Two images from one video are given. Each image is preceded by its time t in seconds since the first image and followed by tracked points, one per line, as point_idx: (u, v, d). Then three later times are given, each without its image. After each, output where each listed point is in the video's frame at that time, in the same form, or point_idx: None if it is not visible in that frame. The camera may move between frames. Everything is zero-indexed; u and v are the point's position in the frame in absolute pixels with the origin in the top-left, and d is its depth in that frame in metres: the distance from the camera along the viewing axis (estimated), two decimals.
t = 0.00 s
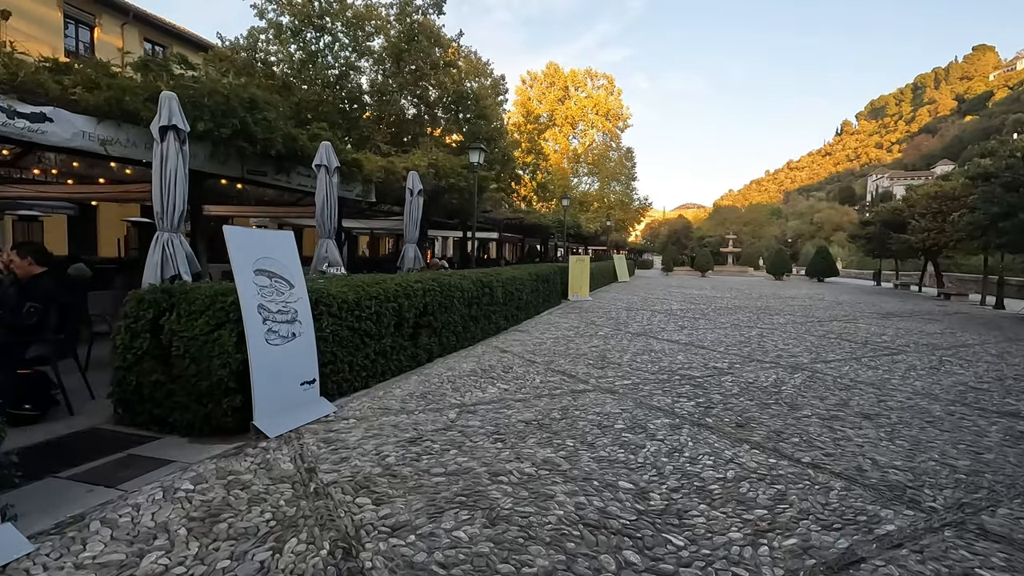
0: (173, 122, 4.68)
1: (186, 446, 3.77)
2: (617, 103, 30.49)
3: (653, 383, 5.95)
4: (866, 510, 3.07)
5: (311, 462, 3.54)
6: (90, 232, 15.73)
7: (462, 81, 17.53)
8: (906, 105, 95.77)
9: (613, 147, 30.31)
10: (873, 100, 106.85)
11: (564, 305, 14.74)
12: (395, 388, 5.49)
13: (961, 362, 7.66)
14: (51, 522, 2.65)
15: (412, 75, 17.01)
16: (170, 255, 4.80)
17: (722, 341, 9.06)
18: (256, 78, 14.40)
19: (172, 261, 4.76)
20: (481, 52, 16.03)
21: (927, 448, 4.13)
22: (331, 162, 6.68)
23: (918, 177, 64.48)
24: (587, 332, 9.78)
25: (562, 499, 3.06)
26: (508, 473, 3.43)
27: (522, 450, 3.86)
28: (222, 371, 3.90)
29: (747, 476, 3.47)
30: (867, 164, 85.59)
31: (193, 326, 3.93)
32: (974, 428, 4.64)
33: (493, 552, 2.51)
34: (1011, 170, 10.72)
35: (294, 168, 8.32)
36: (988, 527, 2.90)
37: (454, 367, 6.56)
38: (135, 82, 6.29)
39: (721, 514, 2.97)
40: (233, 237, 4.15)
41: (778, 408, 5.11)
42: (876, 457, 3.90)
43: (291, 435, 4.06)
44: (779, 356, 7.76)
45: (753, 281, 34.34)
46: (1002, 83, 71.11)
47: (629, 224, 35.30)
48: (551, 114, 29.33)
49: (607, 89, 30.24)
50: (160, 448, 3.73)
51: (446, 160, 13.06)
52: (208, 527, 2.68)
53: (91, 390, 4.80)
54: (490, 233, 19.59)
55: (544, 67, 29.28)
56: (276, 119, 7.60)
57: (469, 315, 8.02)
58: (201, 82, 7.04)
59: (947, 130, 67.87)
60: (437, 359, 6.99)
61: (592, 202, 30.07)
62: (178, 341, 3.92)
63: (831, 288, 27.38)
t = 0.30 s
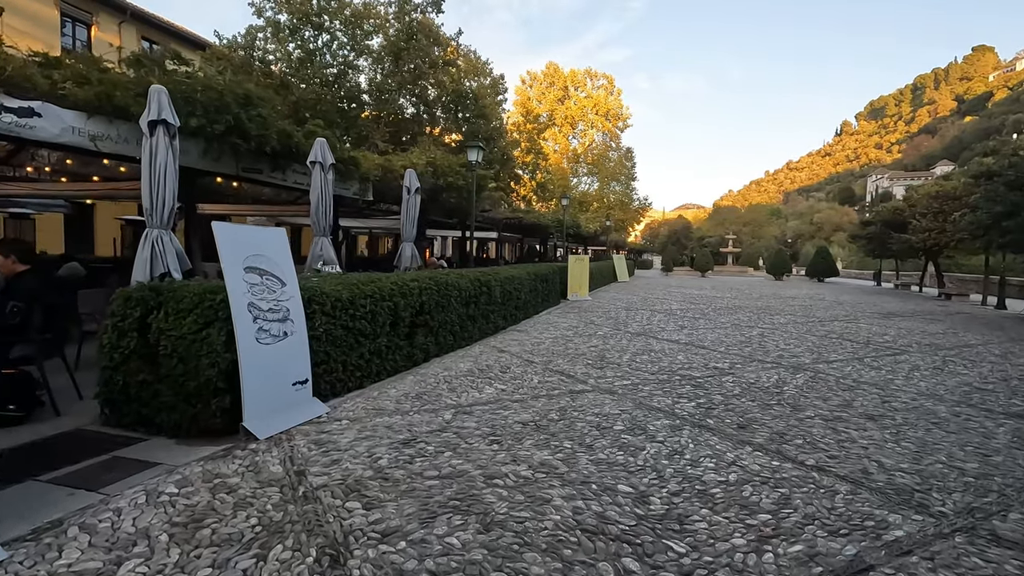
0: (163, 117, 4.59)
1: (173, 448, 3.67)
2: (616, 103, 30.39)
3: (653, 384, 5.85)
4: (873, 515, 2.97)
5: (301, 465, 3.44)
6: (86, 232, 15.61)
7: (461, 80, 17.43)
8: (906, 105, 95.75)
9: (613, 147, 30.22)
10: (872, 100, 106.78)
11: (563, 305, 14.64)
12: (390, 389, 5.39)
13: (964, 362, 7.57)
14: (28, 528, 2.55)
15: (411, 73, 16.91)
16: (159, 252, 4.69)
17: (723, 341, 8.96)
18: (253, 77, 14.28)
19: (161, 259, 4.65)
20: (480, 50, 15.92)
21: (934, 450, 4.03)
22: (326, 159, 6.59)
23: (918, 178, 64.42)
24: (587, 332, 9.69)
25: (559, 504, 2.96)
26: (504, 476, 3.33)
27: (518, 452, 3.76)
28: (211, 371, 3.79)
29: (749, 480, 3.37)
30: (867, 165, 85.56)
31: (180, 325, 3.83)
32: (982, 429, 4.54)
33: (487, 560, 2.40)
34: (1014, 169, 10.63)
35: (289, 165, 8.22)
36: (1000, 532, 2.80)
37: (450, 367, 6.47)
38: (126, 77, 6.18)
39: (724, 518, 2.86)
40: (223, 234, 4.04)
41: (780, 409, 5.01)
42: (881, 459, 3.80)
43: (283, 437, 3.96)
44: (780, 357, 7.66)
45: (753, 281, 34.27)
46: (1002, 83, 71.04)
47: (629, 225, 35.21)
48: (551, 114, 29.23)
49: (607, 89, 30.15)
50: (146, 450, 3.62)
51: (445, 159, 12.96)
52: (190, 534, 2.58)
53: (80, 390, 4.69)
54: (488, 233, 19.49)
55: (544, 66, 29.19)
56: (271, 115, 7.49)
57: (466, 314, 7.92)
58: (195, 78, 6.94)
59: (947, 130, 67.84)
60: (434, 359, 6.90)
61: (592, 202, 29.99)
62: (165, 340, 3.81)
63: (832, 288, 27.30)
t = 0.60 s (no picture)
0: (151, 115, 4.45)
1: (158, 459, 3.52)
2: (615, 105, 30.31)
3: (656, 389, 5.71)
4: (889, 528, 2.84)
5: (291, 476, 3.30)
6: (81, 234, 15.46)
7: (459, 81, 17.31)
8: (904, 107, 95.87)
9: (612, 149, 30.13)
10: (871, 102, 106.90)
11: (563, 307, 14.52)
12: (386, 395, 5.25)
13: (970, 365, 7.45)
14: None
15: (409, 74, 16.78)
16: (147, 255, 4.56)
17: (725, 344, 8.83)
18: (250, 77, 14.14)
19: (149, 261, 4.51)
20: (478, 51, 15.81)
21: (948, 459, 3.90)
22: (321, 159, 6.45)
23: (916, 179, 64.45)
24: (586, 335, 9.55)
25: (560, 518, 2.82)
26: (502, 488, 3.19)
27: (517, 461, 3.62)
28: (198, 379, 3.65)
29: (759, 491, 3.24)
30: (865, 166, 85.64)
31: (167, 330, 3.68)
32: (995, 436, 4.41)
33: None
34: (1017, 169, 10.54)
35: (285, 166, 8.09)
36: None
37: (448, 372, 6.33)
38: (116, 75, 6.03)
39: (733, 534, 2.73)
40: (212, 235, 3.89)
41: (786, 414, 4.88)
42: (894, 468, 3.67)
43: (273, 446, 3.82)
44: (784, 360, 7.52)
45: (752, 283, 34.20)
46: (1000, 84, 71.10)
47: (628, 227, 35.11)
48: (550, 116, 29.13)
49: (605, 90, 30.07)
50: (130, 461, 3.48)
51: (442, 160, 12.84)
52: (170, 553, 2.43)
53: (65, 397, 4.55)
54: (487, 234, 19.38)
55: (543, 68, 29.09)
56: (266, 115, 7.36)
57: (464, 317, 7.79)
58: (187, 76, 6.81)
59: (945, 132, 67.90)
60: (431, 363, 6.77)
61: (591, 204, 29.90)
62: (152, 346, 3.67)
63: (831, 289, 27.23)
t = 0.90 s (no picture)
0: (138, 117, 4.33)
1: (142, 474, 3.37)
2: (612, 109, 30.28)
3: (657, 397, 5.58)
4: (906, 548, 2.71)
5: (281, 492, 3.16)
6: (74, 238, 15.30)
7: (456, 84, 17.23)
8: (900, 111, 96.28)
9: (610, 153, 30.08)
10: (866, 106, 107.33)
11: (561, 312, 14.40)
12: (381, 404, 5.12)
13: (974, 371, 7.35)
14: None
15: (406, 77, 16.68)
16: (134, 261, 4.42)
17: (726, 350, 8.72)
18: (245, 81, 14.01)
19: (137, 267, 4.38)
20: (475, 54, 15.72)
21: (961, 470, 3.78)
22: (316, 162, 6.33)
23: (912, 183, 64.64)
24: (586, 340, 9.43)
25: (563, 538, 2.68)
26: (501, 505, 3.05)
27: (517, 475, 3.49)
28: (184, 390, 3.50)
29: (768, 506, 3.11)
30: (861, 170, 85.90)
31: (153, 339, 3.54)
32: (1007, 446, 4.30)
33: None
34: (1019, 173, 10.50)
35: (279, 169, 7.96)
36: None
37: (445, 379, 6.19)
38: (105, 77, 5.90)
39: (744, 554, 2.60)
40: (200, 240, 3.76)
41: (792, 424, 4.76)
42: (905, 481, 3.55)
43: (264, 459, 3.69)
44: (787, 366, 7.41)
45: (750, 286, 34.14)
46: (994, 88, 71.44)
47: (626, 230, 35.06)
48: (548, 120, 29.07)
49: (602, 94, 30.04)
50: (112, 476, 3.33)
51: (439, 163, 12.73)
52: None
53: (48, 408, 4.38)
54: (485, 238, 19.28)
55: (540, 72, 29.05)
56: (260, 117, 7.23)
57: (462, 323, 7.66)
58: (179, 78, 6.70)
59: (940, 136, 68.15)
60: (428, 370, 6.63)
61: (588, 208, 29.84)
62: (137, 356, 3.53)
63: (829, 293, 27.17)
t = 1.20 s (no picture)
0: (116, 115, 4.17)
1: (115, 488, 3.21)
2: (607, 113, 30.28)
3: (653, 403, 5.45)
4: (913, 562, 2.60)
5: (260, 506, 3.00)
6: (62, 241, 15.07)
7: (450, 87, 17.13)
8: (891, 116, 97.15)
9: (604, 157, 30.05)
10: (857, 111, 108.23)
11: (555, 316, 14.29)
12: (369, 412, 4.97)
13: (972, 375, 7.27)
14: None
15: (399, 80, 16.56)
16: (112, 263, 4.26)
17: (722, 354, 8.62)
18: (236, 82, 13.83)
19: (115, 270, 4.21)
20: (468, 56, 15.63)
21: (966, 480, 3.67)
22: (304, 164, 6.19)
23: (903, 187, 65.09)
24: (580, 344, 9.30)
25: (557, 555, 2.55)
26: (491, 519, 2.91)
27: (508, 486, 3.35)
28: (160, 399, 3.34)
29: (770, 519, 2.99)
30: (853, 175, 86.47)
31: (128, 345, 3.37)
32: (1010, 454, 4.20)
33: None
34: (1013, 176, 10.51)
35: (268, 171, 7.81)
36: None
37: (436, 385, 6.04)
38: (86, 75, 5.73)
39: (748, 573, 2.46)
40: (178, 241, 3.60)
41: (792, 431, 4.64)
42: (910, 491, 3.44)
43: (244, 471, 3.53)
44: (783, 371, 7.30)
45: (744, 290, 34.17)
46: (983, 94, 72.13)
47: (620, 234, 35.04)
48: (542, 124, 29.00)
49: (597, 99, 30.05)
50: (82, 490, 3.16)
51: (432, 166, 12.61)
52: None
53: (21, 417, 4.22)
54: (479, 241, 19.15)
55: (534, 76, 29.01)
56: (247, 118, 7.07)
57: (454, 327, 7.53)
58: (163, 78, 6.54)
59: (930, 141, 68.75)
60: (419, 376, 6.48)
61: (583, 212, 29.78)
62: (111, 363, 3.36)
63: (823, 297, 27.20)
